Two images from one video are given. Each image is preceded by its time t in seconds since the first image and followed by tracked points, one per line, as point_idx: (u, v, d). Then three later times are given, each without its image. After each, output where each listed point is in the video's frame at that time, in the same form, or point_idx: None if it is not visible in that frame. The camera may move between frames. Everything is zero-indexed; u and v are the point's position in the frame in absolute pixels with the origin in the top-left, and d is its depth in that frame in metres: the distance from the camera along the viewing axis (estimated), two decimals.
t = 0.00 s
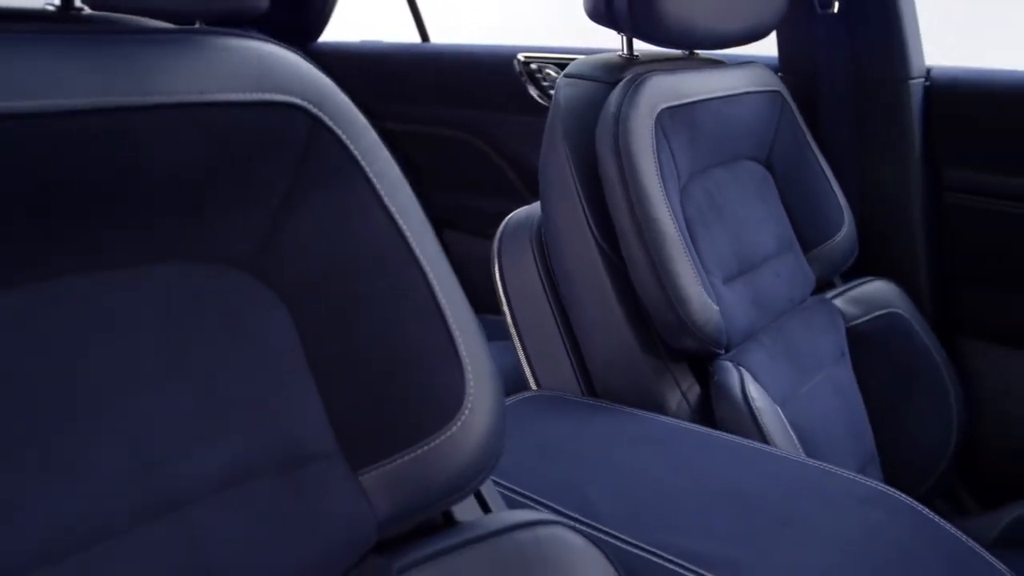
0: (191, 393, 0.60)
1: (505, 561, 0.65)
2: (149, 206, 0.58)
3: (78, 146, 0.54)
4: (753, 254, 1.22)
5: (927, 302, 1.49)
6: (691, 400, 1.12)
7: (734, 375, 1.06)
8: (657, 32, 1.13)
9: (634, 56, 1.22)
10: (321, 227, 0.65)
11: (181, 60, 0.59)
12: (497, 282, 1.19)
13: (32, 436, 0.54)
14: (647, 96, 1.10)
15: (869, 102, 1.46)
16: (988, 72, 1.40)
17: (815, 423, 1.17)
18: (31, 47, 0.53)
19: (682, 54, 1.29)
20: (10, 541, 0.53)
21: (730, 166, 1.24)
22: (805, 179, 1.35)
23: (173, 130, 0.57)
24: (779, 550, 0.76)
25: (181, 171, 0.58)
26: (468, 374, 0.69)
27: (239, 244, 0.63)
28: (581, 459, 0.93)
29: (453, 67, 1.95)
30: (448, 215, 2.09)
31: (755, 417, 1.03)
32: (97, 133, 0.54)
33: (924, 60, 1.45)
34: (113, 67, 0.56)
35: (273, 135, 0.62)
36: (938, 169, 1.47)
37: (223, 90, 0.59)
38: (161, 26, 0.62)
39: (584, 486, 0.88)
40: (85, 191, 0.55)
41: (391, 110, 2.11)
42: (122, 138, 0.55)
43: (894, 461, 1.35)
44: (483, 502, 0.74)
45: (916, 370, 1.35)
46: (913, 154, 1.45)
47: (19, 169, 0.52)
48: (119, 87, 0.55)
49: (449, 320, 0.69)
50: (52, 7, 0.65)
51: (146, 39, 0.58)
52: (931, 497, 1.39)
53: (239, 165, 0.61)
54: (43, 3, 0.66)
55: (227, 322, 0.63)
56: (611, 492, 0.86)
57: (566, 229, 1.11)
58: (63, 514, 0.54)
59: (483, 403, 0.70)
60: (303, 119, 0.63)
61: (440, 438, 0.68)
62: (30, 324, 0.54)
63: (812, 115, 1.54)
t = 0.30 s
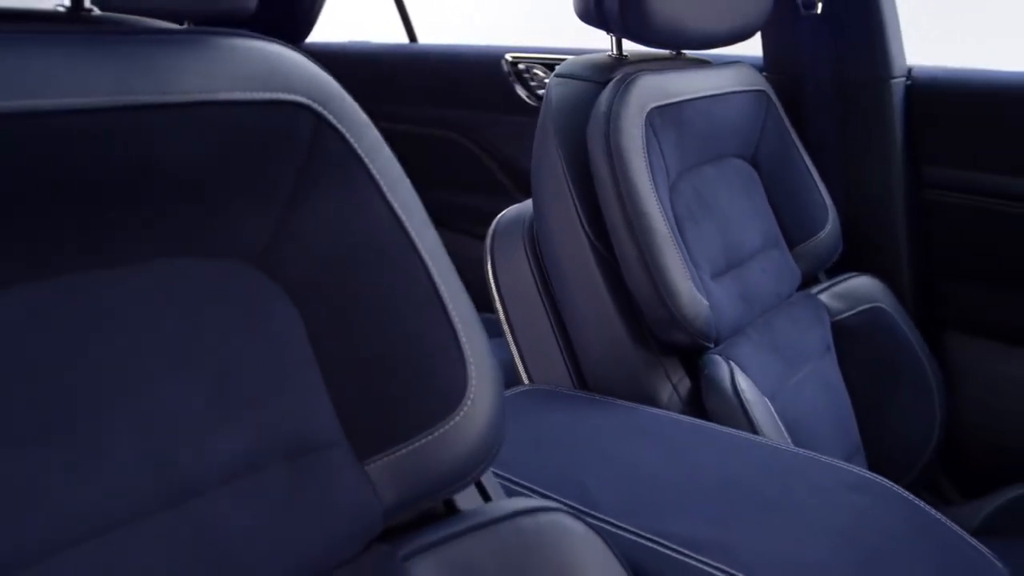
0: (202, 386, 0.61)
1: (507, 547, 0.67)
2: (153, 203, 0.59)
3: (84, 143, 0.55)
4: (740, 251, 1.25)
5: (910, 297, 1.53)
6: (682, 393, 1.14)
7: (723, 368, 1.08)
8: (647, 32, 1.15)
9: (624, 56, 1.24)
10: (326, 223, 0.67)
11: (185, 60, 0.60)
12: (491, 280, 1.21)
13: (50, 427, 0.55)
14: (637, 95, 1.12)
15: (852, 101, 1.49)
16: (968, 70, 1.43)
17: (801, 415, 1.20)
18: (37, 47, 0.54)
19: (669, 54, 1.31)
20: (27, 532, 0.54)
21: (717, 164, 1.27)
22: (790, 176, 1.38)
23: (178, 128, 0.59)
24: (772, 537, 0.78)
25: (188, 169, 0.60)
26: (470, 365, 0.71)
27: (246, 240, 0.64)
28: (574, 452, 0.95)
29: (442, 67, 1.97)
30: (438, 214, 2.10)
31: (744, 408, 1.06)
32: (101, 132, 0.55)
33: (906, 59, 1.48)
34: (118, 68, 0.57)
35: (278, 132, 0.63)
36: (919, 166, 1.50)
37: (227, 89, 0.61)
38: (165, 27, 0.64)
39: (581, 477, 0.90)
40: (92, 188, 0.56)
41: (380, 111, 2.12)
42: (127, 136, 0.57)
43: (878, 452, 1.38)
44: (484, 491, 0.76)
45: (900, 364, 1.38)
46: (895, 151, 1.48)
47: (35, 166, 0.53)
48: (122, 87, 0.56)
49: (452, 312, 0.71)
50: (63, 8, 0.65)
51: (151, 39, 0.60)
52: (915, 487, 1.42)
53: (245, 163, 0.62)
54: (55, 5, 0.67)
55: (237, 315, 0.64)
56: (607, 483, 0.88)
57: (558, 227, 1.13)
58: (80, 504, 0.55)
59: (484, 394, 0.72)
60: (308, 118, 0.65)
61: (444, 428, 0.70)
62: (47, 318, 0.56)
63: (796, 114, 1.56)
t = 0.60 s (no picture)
0: (211, 380, 0.63)
1: (509, 533, 0.69)
2: (153, 203, 0.60)
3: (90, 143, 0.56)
4: (727, 247, 1.27)
5: (893, 292, 1.55)
6: (673, 385, 1.16)
7: (713, 361, 1.11)
8: (637, 32, 1.17)
9: (613, 55, 1.26)
10: (330, 218, 0.68)
11: (189, 60, 0.62)
12: (483, 277, 1.22)
13: (64, 420, 0.56)
14: (627, 94, 1.14)
15: (835, 100, 1.52)
16: (949, 70, 1.46)
17: (788, 407, 1.23)
18: (43, 48, 0.56)
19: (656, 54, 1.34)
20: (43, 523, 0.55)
21: (704, 161, 1.29)
22: (775, 174, 1.40)
23: (182, 126, 0.60)
24: (762, 521, 0.80)
25: (193, 166, 0.61)
26: (470, 357, 0.73)
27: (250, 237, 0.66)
28: (568, 443, 0.97)
29: (432, 67, 1.98)
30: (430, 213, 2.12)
31: (734, 400, 1.08)
32: (105, 131, 0.57)
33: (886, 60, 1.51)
34: (123, 68, 0.58)
35: (283, 130, 0.65)
36: (901, 164, 1.53)
37: (231, 88, 0.63)
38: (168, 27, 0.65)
39: (576, 467, 0.92)
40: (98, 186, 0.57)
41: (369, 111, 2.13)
42: (130, 135, 0.58)
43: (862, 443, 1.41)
44: (484, 480, 0.78)
45: (883, 357, 1.41)
46: (878, 150, 1.51)
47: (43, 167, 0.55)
48: (125, 88, 0.58)
49: (453, 305, 0.73)
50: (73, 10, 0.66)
51: (156, 40, 0.61)
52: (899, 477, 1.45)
53: (249, 161, 0.64)
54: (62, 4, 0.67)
55: (244, 310, 0.66)
56: (601, 473, 0.90)
57: (550, 224, 1.15)
58: (93, 495, 0.57)
59: (485, 385, 0.74)
60: (313, 116, 0.66)
61: (445, 418, 0.72)
62: (61, 316, 0.57)
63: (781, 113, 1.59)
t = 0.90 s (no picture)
0: (220, 371, 0.64)
1: (509, 519, 0.71)
2: (157, 201, 0.62)
3: (98, 142, 0.58)
4: (715, 243, 1.30)
5: (876, 287, 1.58)
6: (663, 378, 1.19)
7: (703, 354, 1.13)
8: (626, 33, 1.19)
9: (602, 55, 1.28)
10: (336, 213, 0.70)
11: (194, 59, 0.63)
12: (476, 275, 1.24)
13: (80, 411, 0.58)
14: (616, 93, 1.16)
15: (818, 99, 1.55)
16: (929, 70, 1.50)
17: (775, 399, 1.26)
18: (49, 48, 0.57)
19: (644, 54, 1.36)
20: (59, 512, 0.57)
21: (692, 160, 1.31)
22: (760, 172, 1.43)
23: (187, 124, 0.62)
24: (753, 508, 0.82)
25: (199, 164, 0.63)
26: (471, 348, 0.75)
27: (259, 232, 0.67)
28: (562, 436, 0.99)
29: (421, 67, 2.00)
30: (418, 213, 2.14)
31: (723, 391, 1.11)
32: (111, 129, 0.58)
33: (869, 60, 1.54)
34: (128, 67, 0.60)
35: (286, 127, 0.66)
36: (883, 161, 1.56)
37: (236, 87, 0.64)
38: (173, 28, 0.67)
39: (571, 459, 0.94)
40: (107, 183, 0.59)
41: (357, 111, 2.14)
42: (137, 134, 0.59)
43: (847, 435, 1.44)
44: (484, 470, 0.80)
45: (867, 351, 1.44)
46: (860, 147, 1.54)
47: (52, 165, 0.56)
48: (130, 87, 0.59)
49: (454, 298, 0.75)
50: (83, 11, 0.67)
51: (161, 40, 0.63)
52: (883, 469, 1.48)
53: (253, 158, 0.65)
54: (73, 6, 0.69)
55: (253, 302, 0.67)
56: (595, 463, 0.93)
57: (542, 221, 1.17)
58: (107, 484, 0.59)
59: (485, 377, 0.76)
60: (316, 113, 0.68)
61: (448, 408, 0.74)
62: (77, 310, 0.58)
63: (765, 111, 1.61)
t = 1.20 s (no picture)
0: (227, 364, 0.66)
1: (508, 506, 0.73)
2: (161, 197, 0.63)
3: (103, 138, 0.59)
4: (702, 239, 1.32)
5: (859, 283, 1.61)
6: (653, 372, 1.21)
7: (691, 347, 1.16)
8: (615, 33, 1.21)
9: (590, 55, 1.30)
10: (338, 208, 0.71)
11: (198, 60, 0.65)
12: (468, 271, 1.26)
13: (91, 403, 0.59)
14: (605, 92, 1.18)
15: (801, 97, 1.58)
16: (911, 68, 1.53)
17: (762, 391, 1.28)
18: (54, 44, 0.59)
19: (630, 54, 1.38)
20: (74, 500, 0.58)
21: (679, 157, 1.34)
22: (746, 170, 1.45)
23: (192, 121, 0.63)
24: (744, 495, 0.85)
25: (204, 159, 0.64)
26: (470, 340, 0.77)
27: (265, 228, 0.69)
28: (555, 426, 1.01)
29: (409, 68, 2.01)
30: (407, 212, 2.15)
31: (712, 383, 1.13)
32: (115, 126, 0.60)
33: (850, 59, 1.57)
34: (134, 66, 0.61)
35: (288, 125, 0.68)
36: (865, 158, 1.59)
37: (240, 86, 0.66)
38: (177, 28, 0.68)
39: (565, 449, 0.96)
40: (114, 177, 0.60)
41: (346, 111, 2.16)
42: (141, 129, 0.61)
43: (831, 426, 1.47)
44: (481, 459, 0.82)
45: (851, 345, 1.47)
46: (843, 144, 1.56)
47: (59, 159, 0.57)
48: (134, 85, 0.61)
49: (452, 291, 0.77)
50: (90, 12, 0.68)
51: (165, 41, 0.64)
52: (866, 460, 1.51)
53: (255, 156, 0.67)
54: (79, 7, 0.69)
55: (259, 295, 0.68)
56: (590, 453, 0.95)
57: (533, 218, 1.19)
58: (120, 475, 0.60)
59: (483, 368, 0.77)
60: (318, 112, 0.70)
61: (447, 399, 0.75)
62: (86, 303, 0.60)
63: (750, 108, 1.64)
